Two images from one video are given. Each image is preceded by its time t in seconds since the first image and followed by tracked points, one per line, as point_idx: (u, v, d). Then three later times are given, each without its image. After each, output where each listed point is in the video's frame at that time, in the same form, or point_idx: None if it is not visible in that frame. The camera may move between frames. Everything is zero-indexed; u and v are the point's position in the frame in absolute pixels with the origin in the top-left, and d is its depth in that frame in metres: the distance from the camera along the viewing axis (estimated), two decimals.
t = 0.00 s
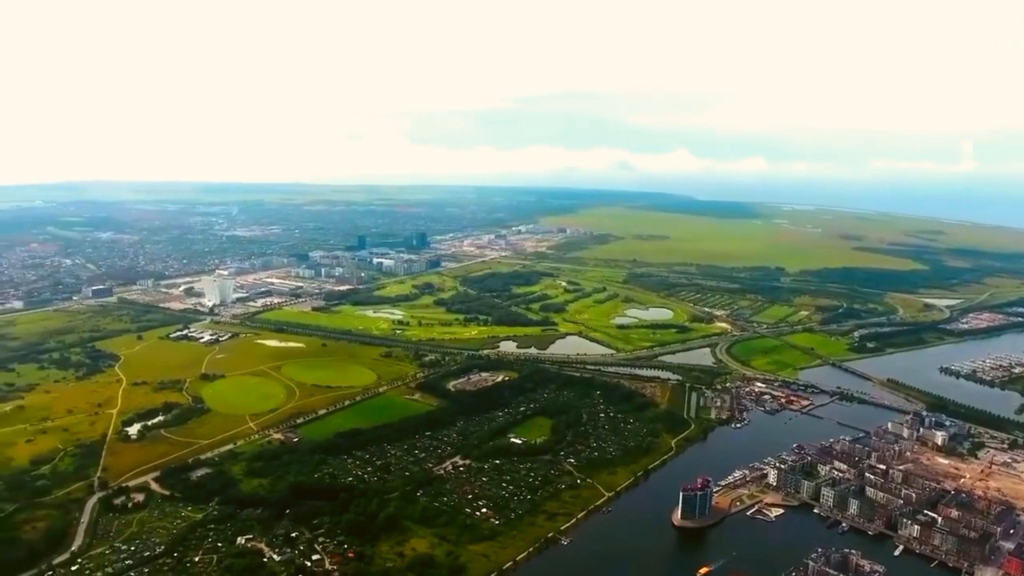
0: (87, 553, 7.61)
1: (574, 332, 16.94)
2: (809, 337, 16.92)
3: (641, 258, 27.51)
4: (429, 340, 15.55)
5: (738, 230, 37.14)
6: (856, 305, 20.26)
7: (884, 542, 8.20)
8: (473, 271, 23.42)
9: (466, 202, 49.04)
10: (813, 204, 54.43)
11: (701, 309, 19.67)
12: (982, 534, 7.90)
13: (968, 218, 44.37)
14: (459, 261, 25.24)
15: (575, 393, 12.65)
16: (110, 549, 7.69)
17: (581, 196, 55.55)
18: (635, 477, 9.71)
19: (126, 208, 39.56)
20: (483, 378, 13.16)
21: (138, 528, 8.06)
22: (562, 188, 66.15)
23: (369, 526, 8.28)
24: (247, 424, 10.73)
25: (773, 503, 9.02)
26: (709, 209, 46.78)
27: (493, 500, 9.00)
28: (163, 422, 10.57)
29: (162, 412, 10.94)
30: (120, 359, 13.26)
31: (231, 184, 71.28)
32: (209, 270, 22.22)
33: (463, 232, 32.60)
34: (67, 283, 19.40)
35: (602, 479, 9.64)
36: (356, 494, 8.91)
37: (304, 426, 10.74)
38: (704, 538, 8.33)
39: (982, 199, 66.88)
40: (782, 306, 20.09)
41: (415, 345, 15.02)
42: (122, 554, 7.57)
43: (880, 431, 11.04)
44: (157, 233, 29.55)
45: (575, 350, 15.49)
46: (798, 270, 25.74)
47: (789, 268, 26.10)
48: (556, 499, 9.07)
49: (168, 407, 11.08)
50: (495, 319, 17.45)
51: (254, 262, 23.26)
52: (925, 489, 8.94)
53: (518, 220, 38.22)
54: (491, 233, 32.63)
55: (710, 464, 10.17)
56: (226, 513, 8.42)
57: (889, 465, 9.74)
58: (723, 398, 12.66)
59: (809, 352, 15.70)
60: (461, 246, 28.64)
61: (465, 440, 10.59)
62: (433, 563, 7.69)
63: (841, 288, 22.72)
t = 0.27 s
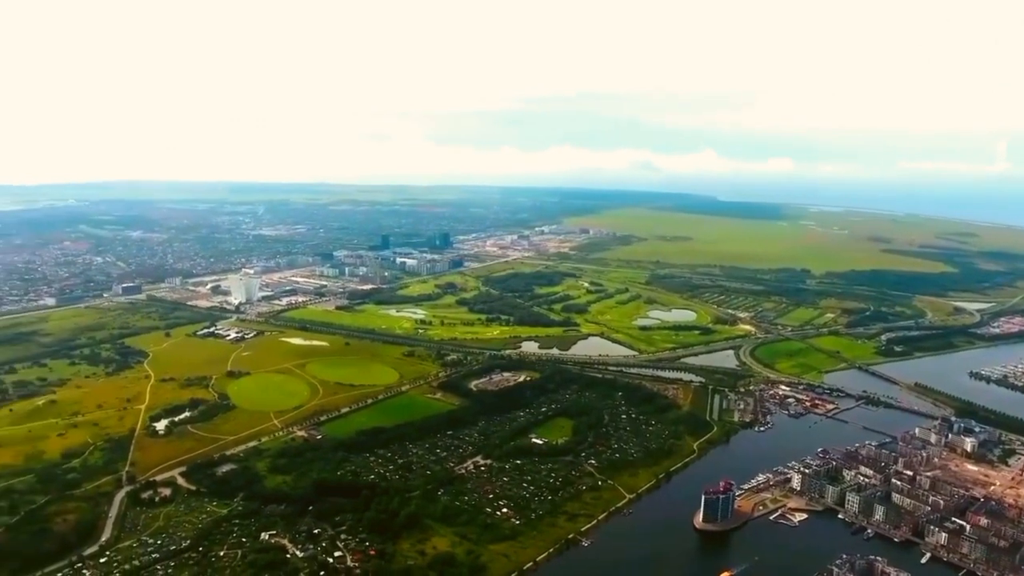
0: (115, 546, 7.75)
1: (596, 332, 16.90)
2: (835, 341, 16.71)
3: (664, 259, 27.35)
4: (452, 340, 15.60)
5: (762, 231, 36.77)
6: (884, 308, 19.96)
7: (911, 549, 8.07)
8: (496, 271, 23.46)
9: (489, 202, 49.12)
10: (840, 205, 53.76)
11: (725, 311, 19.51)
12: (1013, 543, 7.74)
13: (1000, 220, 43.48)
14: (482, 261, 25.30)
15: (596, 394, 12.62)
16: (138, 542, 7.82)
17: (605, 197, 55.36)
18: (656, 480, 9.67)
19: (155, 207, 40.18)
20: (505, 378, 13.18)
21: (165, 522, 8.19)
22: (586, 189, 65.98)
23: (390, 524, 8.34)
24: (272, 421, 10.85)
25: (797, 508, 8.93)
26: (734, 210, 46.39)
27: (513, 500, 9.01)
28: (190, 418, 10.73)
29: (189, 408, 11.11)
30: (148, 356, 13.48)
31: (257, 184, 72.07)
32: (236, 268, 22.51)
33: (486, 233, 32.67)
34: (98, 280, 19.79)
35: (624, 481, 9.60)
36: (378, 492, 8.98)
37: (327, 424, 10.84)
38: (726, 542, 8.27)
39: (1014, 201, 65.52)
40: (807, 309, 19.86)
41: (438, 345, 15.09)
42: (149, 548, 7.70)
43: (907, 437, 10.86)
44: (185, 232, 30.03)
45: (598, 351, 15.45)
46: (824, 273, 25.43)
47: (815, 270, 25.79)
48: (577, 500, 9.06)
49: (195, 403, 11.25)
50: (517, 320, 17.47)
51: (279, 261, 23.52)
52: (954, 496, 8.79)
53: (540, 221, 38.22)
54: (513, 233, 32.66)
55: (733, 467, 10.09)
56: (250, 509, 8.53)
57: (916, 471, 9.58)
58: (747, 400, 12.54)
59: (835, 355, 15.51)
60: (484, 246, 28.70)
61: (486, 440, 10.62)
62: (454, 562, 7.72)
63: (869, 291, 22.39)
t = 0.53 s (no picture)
0: (136, 541, 7.86)
1: (613, 333, 16.86)
2: (855, 343, 16.53)
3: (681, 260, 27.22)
4: (469, 340, 15.63)
5: (781, 232, 36.47)
6: (905, 310, 19.71)
7: (931, 555, 7.97)
8: (513, 271, 23.48)
9: (506, 202, 49.15)
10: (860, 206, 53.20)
11: (743, 312, 19.37)
12: None
13: None
14: (499, 261, 25.31)
15: (613, 395, 12.58)
16: (158, 537, 7.92)
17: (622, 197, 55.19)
18: (673, 482, 9.63)
19: (177, 207, 40.64)
20: (521, 378, 13.18)
21: (184, 518, 8.29)
22: (603, 189, 65.80)
23: (407, 522, 8.38)
24: (290, 419, 10.94)
25: (815, 511, 8.85)
26: (753, 211, 46.04)
27: (529, 500, 9.02)
28: (209, 416, 10.84)
29: (209, 406, 11.23)
30: (169, 353, 13.64)
31: (275, 183, 72.42)
32: (255, 267, 22.71)
33: (504, 233, 32.70)
34: (121, 278, 20.06)
35: (640, 483, 9.57)
36: (395, 490, 9.02)
37: (344, 423, 10.91)
38: (743, 545, 8.22)
39: None
40: (827, 311, 19.67)
41: (454, 344, 15.12)
42: (169, 543, 7.79)
43: (929, 441, 10.72)
44: (206, 231, 30.35)
45: (614, 352, 15.41)
46: (844, 274, 25.17)
47: (835, 272, 25.53)
48: (593, 501, 9.04)
49: (215, 401, 11.36)
50: (533, 320, 17.46)
51: (298, 261, 23.70)
52: (976, 501, 8.66)
53: (557, 221, 38.19)
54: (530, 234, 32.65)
55: (750, 470, 10.02)
56: (268, 506, 8.60)
57: (937, 476, 9.46)
58: (765, 403, 12.45)
59: (855, 358, 15.34)
60: (501, 246, 28.72)
61: (502, 440, 10.63)
62: (469, 561, 7.74)
63: (890, 293, 22.12)
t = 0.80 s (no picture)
0: (158, 536, 7.97)
1: (632, 334, 16.79)
2: (877, 346, 16.32)
3: (701, 261, 27.06)
4: (487, 340, 15.66)
5: (803, 233, 36.10)
6: (929, 313, 19.42)
7: (955, 562, 7.86)
8: (531, 271, 23.48)
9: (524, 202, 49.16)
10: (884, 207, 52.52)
11: (764, 314, 19.21)
12: None
13: None
14: (518, 261, 25.32)
15: (632, 396, 12.53)
16: (180, 532, 8.03)
17: (641, 197, 54.96)
18: (692, 484, 9.57)
19: (200, 207, 41.13)
20: (539, 378, 13.17)
21: (205, 514, 8.39)
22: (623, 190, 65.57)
23: (425, 521, 8.41)
24: (309, 417, 11.02)
25: (836, 516, 8.76)
26: (774, 211, 45.63)
27: (547, 501, 9.01)
28: (230, 413, 10.97)
29: (230, 403, 11.35)
30: (192, 351, 13.81)
31: (296, 183, 72.85)
32: (276, 266, 22.92)
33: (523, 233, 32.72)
34: (145, 277, 20.35)
35: (658, 485, 9.53)
36: (413, 489, 9.06)
37: (363, 421, 10.97)
38: (762, 548, 8.15)
39: None
40: (849, 313, 19.44)
41: (473, 344, 15.15)
42: (191, 538, 7.89)
43: (953, 446, 10.56)
44: (229, 230, 30.69)
45: (633, 353, 15.35)
46: (866, 276, 24.86)
47: (857, 274, 25.23)
48: (610, 503, 9.02)
49: (236, 398, 11.48)
50: (552, 320, 17.45)
51: (318, 260, 23.89)
52: (1002, 508, 8.52)
53: (576, 222, 38.13)
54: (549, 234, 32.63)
55: (770, 473, 9.93)
56: (288, 503, 8.68)
57: (962, 481, 9.31)
58: (785, 406, 12.34)
59: (878, 361, 15.14)
60: (520, 246, 28.73)
61: (520, 440, 10.64)
62: (487, 561, 7.75)
63: (914, 295, 21.81)
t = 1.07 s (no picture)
0: (179, 531, 8.06)
1: (650, 335, 16.72)
2: (900, 349, 16.10)
3: (720, 262, 26.89)
4: (505, 340, 15.67)
5: (824, 234, 35.73)
6: (953, 316, 19.13)
7: (979, 569, 7.73)
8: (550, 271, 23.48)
9: (543, 203, 49.16)
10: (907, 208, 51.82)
11: (784, 315, 19.04)
12: None
13: None
14: (536, 261, 25.33)
15: (650, 398, 12.48)
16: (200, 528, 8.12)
17: (660, 198, 54.72)
18: (710, 486, 9.51)
19: (222, 206, 41.63)
20: (557, 378, 13.16)
21: (225, 510, 8.48)
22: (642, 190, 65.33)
23: (442, 520, 8.43)
24: (328, 415, 11.10)
25: (857, 521, 8.66)
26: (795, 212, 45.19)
27: (564, 501, 9.00)
28: (250, 411, 11.07)
29: (250, 401, 11.46)
30: (213, 349, 13.97)
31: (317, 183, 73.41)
32: (296, 266, 23.12)
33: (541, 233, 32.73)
34: (168, 275, 20.63)
35: (676, 487, 9.48)
36: (431, 488, 9.08)
37: (381, 420, 11.03)
38: (781, 552, 8.08)
39: None
40: (871, 315, 19.21)
41: (491, 344, 15.17)
42: (211, 534, 7.98)
43: (977, 451, 10.39)
44: (251, 229, 31.04)
45: (651, 354, 15.29)
46: (888, 278, 24.56)
47: (879, 276, 24.92)
48: (628, 504, 8.98)
49: (256, 396, 11.59)
50: (570, 321, 17.43)
51: (338, 259, 24.07)
52: None
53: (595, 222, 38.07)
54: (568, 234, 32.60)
55: (790, 477, 9.84)
56: (306, 500, 8.74)
57: (987, 487, 9.16)
58: (806, 408, 12.22)
59: (900, 365, 14.94)
60: (538, 246, 28.74)
61: (537, 440, 10.64)
62: (503, 561, 7.76)
63: (938, 298, 21.50)
